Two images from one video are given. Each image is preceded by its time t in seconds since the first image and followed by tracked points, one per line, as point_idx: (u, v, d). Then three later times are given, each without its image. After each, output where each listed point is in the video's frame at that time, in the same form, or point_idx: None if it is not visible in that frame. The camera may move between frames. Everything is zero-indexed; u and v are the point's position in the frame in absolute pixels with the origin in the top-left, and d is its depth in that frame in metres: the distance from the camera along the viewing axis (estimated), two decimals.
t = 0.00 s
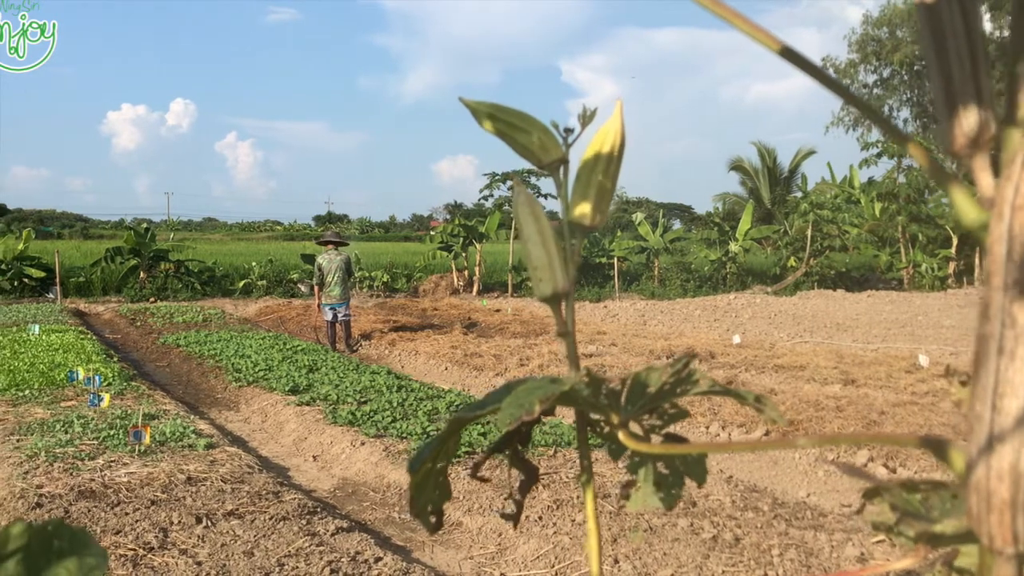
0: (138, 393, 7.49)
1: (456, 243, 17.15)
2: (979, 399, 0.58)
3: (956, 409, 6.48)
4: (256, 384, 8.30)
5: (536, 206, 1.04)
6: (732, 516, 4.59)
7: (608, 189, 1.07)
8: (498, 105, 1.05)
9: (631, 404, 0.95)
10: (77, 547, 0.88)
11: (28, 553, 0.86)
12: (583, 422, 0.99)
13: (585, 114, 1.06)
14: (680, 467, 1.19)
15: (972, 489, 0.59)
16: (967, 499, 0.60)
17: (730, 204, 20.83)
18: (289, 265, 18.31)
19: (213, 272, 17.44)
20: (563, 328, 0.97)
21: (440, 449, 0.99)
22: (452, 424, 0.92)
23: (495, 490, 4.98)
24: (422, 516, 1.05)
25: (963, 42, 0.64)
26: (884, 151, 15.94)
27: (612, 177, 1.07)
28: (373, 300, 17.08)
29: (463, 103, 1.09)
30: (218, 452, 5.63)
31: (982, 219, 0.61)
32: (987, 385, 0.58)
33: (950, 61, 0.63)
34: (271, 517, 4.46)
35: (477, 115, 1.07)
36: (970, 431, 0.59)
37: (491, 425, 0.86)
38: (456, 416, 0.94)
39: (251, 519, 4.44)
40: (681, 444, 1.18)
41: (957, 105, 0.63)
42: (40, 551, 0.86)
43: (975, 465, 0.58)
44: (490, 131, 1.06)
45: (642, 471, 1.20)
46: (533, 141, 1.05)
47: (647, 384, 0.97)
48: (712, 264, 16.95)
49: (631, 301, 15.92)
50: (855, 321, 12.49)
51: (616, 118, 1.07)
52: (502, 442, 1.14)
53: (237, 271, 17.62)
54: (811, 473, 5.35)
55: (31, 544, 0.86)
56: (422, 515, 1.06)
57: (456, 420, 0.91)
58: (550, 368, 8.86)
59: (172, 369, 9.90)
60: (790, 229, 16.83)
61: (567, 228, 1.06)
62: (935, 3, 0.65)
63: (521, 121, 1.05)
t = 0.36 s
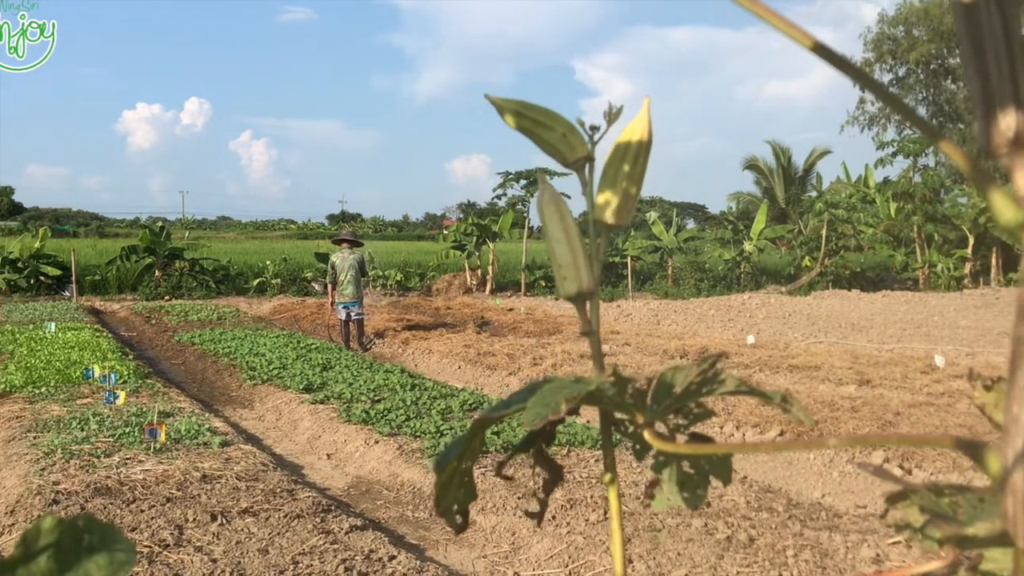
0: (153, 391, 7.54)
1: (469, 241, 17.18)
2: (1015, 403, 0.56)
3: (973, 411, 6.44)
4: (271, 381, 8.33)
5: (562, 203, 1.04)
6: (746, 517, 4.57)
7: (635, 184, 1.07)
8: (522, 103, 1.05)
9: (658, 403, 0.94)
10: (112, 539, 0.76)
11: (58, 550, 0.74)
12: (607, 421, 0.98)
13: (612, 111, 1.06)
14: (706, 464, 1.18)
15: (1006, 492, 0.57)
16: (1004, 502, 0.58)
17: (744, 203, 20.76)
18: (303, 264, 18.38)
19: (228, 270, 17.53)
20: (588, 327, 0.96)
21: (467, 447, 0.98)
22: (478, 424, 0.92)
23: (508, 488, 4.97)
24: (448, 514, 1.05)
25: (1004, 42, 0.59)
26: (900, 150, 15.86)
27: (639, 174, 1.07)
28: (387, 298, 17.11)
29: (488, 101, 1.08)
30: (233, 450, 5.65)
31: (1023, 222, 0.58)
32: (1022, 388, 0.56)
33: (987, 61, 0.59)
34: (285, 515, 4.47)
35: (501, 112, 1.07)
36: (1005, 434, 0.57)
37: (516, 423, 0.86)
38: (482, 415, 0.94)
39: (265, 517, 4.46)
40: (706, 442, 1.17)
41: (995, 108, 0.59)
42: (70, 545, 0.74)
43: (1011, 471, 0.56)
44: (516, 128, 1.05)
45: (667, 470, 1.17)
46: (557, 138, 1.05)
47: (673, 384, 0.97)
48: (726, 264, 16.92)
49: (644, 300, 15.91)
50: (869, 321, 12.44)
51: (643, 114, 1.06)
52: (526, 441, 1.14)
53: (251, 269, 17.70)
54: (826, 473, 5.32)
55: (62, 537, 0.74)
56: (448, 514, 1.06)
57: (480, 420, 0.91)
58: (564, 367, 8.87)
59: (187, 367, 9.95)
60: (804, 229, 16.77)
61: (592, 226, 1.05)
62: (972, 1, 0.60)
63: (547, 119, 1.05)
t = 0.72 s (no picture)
0: (169, 387, 7.58)
1: (483, 239, 17.18)
2: None
3: (990, 410, 6.40)
4: (286, 378, 8.36)
5: (576, 200, 1.04)
6: (761, 515, 4.56)
7: (649, 181, 1.07)
8: (537, 102, 1.05)
9: (675, 394, 0.94)
10: (136, 532, 0.81)
11: (85, 542, 0.79)
12: (621, 409, 0.98)
13: (626, 109, 1.06)
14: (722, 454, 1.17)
15: None
16: None
17: (759, 200, 20.68)
18: (318, 261, 18.43)
19: (243, 268, 17.59)
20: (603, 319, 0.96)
21: (480, 431, 0.99)
22: (492, 411, 0.92)
23: (522, 485, 4.98)
24: (459, 497, 1.06)
25: None
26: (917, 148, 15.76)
27: (653, 171, 1.07)
28: (400, 296, 17.14)
29: (502, 100, 1.08)
30: (248, 447, 5.67)
31: None
32: None
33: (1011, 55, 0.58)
34: (300, 512, 4.49)
35: (516, 111, 1.07)
36: None
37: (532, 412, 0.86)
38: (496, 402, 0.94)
39: (280, 514, 4.48)
40: (722, 433, 1.17)
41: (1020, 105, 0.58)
42: (95, 539, 0.79)
43: None
44: (531, 127, 1.05)
45: (683, 460, 1.15)
46: (571, 136, 1.05)
47: (690, 374, 0.96)
48: (741, 262, 16.87)
49: (658, 298, 15.88)
50: (885, 319, 12.37)
51: (657, 112, 1.06)
52: (539, 424, 1.14)
53: (266, 266, 17.77)
54: (841, 472, 5.30)
55: (87, 531, 0.79)
56: (459, 495, 1.06)
57: (494, 407, 0.92)
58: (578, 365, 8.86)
59: (202, 364, 9.99)
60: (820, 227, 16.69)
61: (607, 224, 1.06)
62: None
63: (561, 118, 1.05)
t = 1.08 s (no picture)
0: (185, 384, 7.63)
1: (497, 237, 17.19)
2: None
3: (1008, 408, 6.35)
4: (300, 375, 8.40)
5: (593, 196, 1.04)
6: (776, 513, 4.55)
7: (667, 177, 1.06)
8: (554, 97, 1.05)
9: (691, 392, 0.94)
10: (154, 523, 0.79)
11: (101, 533, 0.78)
12: (637, 407, 0.98)
13: (643, 104, 1.06)
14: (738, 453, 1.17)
15: None
16: None
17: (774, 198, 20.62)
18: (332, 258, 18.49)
19: (258, 265, 17.66)
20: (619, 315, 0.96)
21: (497, 429, 0.99)
22: (507, 408, 0.92)
23: (536, 483, 4.97)
24: (476, 494, 1.06)
25: None
26: (933, 144, 15.66)
27: (671, 167, 1.06)
28: (415, 293, 17.18)
29: (519, 95, 1.08)
30: (263, 443, 5.70)
31: None
32: None
33: None
34: (315, 508, 4.51)
35: (533, 107, 1.07)
36: None
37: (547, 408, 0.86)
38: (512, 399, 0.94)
39: (295, 510, 4.50)
40: (739, 433, 1.16)
41: None
42: (112, 530, 0.78)
43: None
44: (549, 122, 1.06)
45: (699, 459, 1.15)
46: (588, 130, 1.05)
47: (707, 371, 0.96)
48: (755, 259, 16.82)
49: (673, 296, 15.84)
50: (901, 317, 12.31)
51: (674, 107, 1.06)
52: (554, 423, 1.14)
53: (281, 264, 17.83)
54: (857, 470, 5.28)
55: (104, 523, 0.78)
56: (475, 493, 1.06)
57: (510, 404, 0.92)
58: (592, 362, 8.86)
59: (217, 361, 10.04)
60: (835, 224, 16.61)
61: (623, 219, 1.06)
62: None
63: (579, 112, 1.05)
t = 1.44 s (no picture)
0: (204, 380, 7.68)
1: (513, 235, 17.19)
2: None
3: None
4: (318, 372, 8.43)
5: (613, 191, 1.04)
6: (793, 511, 4.53)
7: (688, 171, 1.06)
8: (575, 91, 1.05)
9: (713, 388, 0.94)
10: (178, 514, 0.82)
11: (127, 523, 0.80)
12: (658, 401, 0.98)
13: (664, 100, 1.06)
14: (759, 449, 1.16)
15: None
16: None
17: (792, 195, 20.52)
18: (349, 256, 18.54)
19: (276, 263, 17.73)
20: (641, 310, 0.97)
21: (520, 425, 0.99)
22: (529, 405, 0.93)
23: (552, 480, 4.97)
24: (499, 490, 1.07)
25: None
26: (954, 141, 15.54)
27: (693, 160, 1.06)
28: (431, 290, 17.21)
29: (542, 90, 1.09)
30: (281, 439, 5.73)
31: None
32: None
33: None
34: (332, 504, 4.53)
35: (556, 102, 1.07)
36: None
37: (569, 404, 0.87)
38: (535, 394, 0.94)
39: (313, 505, 4.52)
40: (760, 426, 1.16)
41: None
42: (137, 521, 0.81)
43: None
44: (570, 118, 1.06)
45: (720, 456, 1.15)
46: (609, 124, 1.06)
47: (729, 367, 0.96)
48: (773, 257, 16.77)
49: (690, 293, 15.80)
50: (920, 315, 12.23)
51: (696, 102, 1.06)
52: (576, 418, 1.15)
53: (299, 261, 17.90)
54: (875, 468, 5.25)
55: (129, 515, 0.81)
56: (498, 489, 1.07)
57: (532, 400, 0.92)
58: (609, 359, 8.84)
59: (236, 358, 10.10)
60: (853, 221, 16.51)
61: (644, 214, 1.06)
62: None
63: (600, 106, 1.05)
